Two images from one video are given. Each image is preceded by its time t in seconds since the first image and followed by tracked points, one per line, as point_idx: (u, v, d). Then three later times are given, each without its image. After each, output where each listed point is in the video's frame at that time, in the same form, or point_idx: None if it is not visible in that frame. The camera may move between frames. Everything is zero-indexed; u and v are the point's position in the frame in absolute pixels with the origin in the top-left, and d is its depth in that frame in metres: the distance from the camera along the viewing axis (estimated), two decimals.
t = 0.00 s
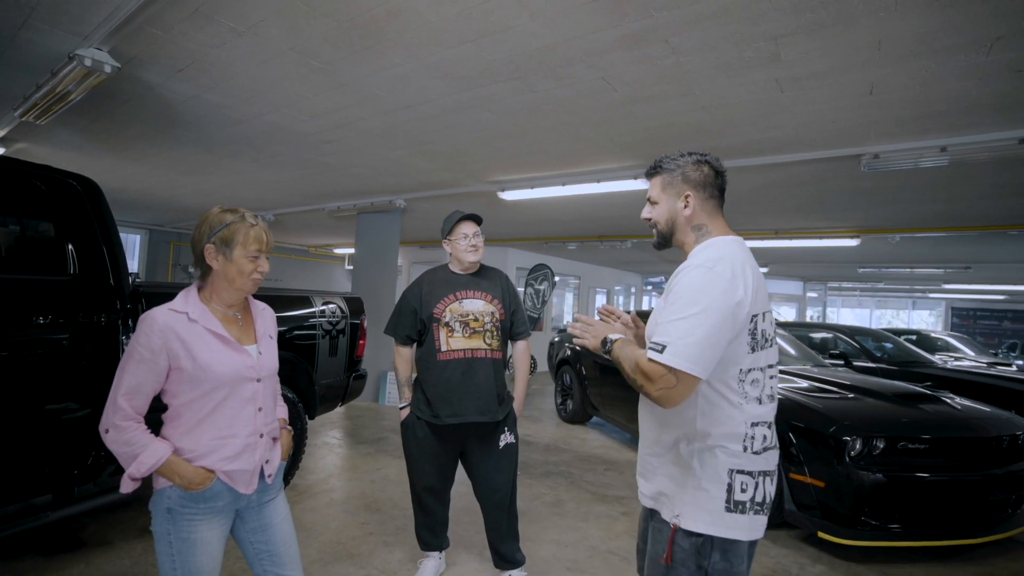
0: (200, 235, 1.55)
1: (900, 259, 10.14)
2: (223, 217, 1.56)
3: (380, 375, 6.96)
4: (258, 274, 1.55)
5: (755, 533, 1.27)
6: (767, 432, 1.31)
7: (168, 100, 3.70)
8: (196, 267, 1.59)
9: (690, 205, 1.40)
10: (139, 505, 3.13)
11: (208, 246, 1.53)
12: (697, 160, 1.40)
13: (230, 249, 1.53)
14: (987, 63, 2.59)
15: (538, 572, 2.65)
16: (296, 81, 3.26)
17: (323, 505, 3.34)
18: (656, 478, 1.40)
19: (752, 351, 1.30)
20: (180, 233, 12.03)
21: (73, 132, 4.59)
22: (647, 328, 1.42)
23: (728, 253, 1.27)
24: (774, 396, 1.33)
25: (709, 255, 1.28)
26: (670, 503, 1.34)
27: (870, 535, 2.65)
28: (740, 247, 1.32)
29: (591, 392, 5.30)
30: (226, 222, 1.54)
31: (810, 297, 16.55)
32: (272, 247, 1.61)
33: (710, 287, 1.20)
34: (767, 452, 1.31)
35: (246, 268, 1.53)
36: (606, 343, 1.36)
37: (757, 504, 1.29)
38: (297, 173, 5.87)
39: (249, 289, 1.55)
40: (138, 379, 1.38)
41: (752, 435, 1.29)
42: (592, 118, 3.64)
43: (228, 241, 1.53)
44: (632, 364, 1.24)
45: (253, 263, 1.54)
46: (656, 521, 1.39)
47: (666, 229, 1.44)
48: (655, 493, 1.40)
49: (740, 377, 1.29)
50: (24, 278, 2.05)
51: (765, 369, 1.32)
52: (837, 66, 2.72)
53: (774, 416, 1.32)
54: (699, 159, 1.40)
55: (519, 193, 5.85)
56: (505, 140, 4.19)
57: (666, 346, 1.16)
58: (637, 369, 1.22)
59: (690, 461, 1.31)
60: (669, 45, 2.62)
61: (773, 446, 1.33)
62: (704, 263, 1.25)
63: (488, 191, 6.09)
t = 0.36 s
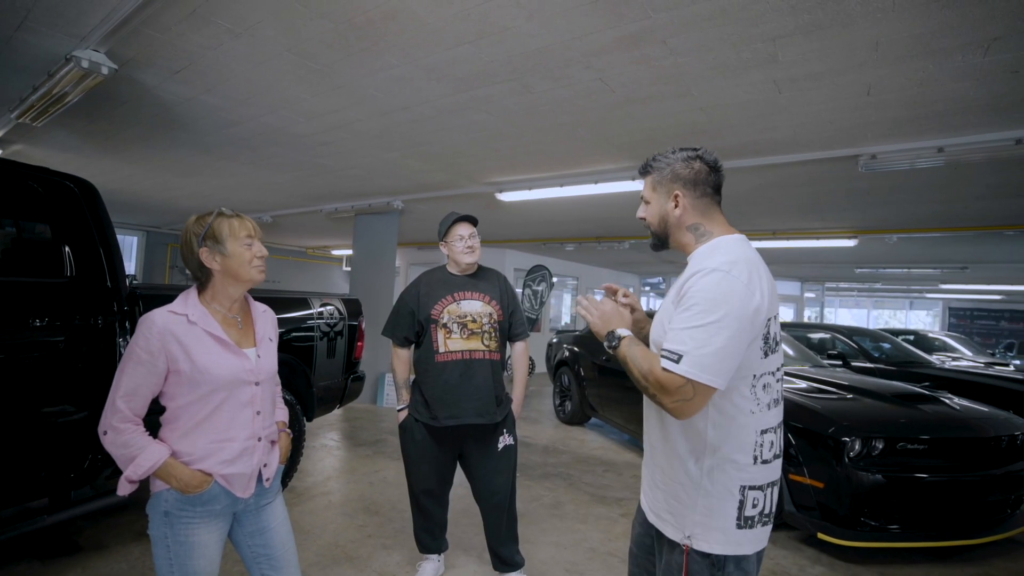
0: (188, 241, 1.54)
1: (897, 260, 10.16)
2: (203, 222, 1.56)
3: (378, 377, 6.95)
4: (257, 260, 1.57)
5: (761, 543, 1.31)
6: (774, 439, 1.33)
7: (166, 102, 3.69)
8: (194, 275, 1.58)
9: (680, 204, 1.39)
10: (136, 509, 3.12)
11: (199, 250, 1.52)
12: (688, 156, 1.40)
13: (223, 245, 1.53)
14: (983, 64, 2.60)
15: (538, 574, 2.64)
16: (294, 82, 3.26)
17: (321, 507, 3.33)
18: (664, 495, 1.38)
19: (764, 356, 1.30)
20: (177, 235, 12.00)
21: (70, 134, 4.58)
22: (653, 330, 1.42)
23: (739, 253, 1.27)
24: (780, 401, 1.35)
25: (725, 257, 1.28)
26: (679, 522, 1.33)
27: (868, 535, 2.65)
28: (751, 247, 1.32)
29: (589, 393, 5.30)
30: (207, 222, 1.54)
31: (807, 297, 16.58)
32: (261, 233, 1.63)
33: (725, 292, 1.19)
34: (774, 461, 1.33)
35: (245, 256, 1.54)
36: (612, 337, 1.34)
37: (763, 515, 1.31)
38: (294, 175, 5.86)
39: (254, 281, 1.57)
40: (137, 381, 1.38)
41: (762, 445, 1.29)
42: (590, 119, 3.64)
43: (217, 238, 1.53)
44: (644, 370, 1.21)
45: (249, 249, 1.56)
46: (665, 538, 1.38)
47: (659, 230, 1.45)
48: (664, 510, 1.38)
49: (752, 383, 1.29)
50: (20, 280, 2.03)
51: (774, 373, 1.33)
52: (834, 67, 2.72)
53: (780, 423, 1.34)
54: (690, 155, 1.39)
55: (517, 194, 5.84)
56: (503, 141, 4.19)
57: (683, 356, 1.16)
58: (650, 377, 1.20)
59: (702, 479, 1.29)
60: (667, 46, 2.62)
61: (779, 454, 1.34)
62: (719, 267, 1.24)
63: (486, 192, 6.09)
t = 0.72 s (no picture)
0: (182, 248, 1.53)
1: (898, 260, 10.15)
2: (194, 227, 1.54)
3: (378, 378, 6.94)
4: (254, 258, 1.57)
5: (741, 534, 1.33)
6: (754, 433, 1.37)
7: (166, 104, 3.69)
8: (190, 280, 1.55)
9: (670, 203, 1.40)
10: (135, 512, 3.11)
11: (199, 255, 1.51)
12: (680, 158, 1.40)
13: (219, 247, 1.52)
14: (984, 63, 2.59)
15: None
16: (293, 84, 3.25)
17: (322, 510, 3.32)
18: (650, 491, 1.36)
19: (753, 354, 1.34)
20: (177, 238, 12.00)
21: (70, 137, 4.58)
22: (643, 325, 1.40)
23: (734, 254, 1.29)
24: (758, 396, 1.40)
25: (722, 258, 1.29)
26: (668, 518, 1.31)
27: (871, 537, 2.63)
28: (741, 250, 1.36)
29: (589, 394, 5.29)
30: (200, 227, 1.53)
31: (807, 298, 16.58)
32: (253, 233, 1.63)
33: (731, 292, 1.20)
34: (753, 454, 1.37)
35: (243, 256, 1.54)
36: (608, 347, 1.31)
37: (744, 507, 1.34)
38: (294, 177, 5.86)
39: (254, 280, 1.57)
40: (136, 382, 1.36)
41: (746, 438, 1.33)
42: (590, 120, 3.64)
43: (212, 241, 1.52)
44: (654, 375, 1.19)
45: (246, 249, 1.56)
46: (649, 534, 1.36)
47: (648, 228, 1.46)
48: (649, 506, 1.35)
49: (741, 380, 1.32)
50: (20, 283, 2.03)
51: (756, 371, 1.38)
52: (834, 67, 2.72)
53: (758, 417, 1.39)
54: (682, 157, 1.40)
55: (517, 195, 5.84)
56: (503, 142, 4.19)
57: (698, 356, 1.15)
58: (664, 379, 1.18)
59: (693, 474, 1.29)
60: (667, 47, 2.62)
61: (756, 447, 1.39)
62: (721, 268, 1.24)
63: (486, 193, 6.09)
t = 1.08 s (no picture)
0: (189, 246, 1.52)
1: (908, 258, 10.04)
2: (202, 227, 1.53)
3: (385, 378, 6.96)
4: (263, 260, 1.59)
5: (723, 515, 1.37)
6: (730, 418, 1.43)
7: (173, 106, 3.71)
8: (195, 278, 1.55)
9: (665, 203, 1.48)
10: (143, 511, 3.12)
11: (204, 256, 1.51)
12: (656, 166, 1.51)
13: (227, 250, 1.52)
14: (997, 58, 2.55)
15: None
16: (299, 84, 3.26)
17: (329, 509, 3.32)
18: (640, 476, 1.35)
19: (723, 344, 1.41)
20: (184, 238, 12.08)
21: (78, 138, 4.61)
22: (630, 319, 1.41)
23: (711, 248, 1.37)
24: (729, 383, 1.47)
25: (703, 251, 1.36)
26: (660, 503, 1.30)
27: (881, 538, 2.60)
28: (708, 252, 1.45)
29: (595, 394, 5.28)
30: (209, 227, 1.52)
31: (815, 297, 16.46)
32: (260, 235, 1.63)
33: (718, 284, 1.26)
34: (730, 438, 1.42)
35: (250, 260, 1.55)
36: (593, 354, 1.20)
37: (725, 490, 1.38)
38: (300, 177, 5.88)
39: (259, 282, 1.58)
40: (144, 381, 1.36)
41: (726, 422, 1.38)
42: (595, 119, 3.62)
43: (221, 244, 1.51)
44: (660, 368, 1.15)
45: (253, 252, 1.56)
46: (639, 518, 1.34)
47: (649, 229, 1.45)
48: (641, 491, 1.34)
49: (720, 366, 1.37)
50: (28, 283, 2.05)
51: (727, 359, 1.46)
52: (844, 63, 2.69)
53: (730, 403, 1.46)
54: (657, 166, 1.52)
55: (522, 195, 5.84)
56: (508, 141, 4.18)
57: (704, 341, 1.17)
58: (673, 369, 1.15)
59: (683, 455, 1.30)
60: (673, 44, 2.60)
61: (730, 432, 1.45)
62: (705, 262, 1.30)
63: (491, 193, 6.09)
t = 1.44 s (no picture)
0: (196, 247, 1.52)
1: (920, 257, 9.92)
2: (209, 227, 1.54)
3: (392, 378, 6.98)
4: (270, 260, 1.58)
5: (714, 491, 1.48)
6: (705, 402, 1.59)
7: (181, 108, 3.74)
8: (203, 278, 1.55)
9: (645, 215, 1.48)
10: (153, 510, 3.14)
11: (211, 258, 1.51)
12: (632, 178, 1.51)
13: (234, 251, 1.52)
14: (1011, 51, 2.51)
15: None
16: (306, 85, 3.27)
17: (336, 509, 3.33)
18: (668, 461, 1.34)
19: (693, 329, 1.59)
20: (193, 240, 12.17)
21: (88, 141, 4.66)
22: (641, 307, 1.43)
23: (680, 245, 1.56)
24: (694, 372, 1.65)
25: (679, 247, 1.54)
26: (695, 484, 1.32)
27: (892, 539, 2.57)
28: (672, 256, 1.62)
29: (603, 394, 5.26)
30: (216, 229, 1.53)
31: (825, 296, 16.31)
32: (265, 235, 1.62)
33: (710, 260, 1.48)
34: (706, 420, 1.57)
35: (257, 260, 1.54)
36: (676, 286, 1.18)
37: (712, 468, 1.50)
38: (307, 178, 5.91)
39: (266, 282, 1.57)
40: (154, 382, 1.37)
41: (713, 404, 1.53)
42: (602, 118, 3.61)
43: (228, 245, 1.52)
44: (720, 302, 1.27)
45: (259, 253, 1.56)
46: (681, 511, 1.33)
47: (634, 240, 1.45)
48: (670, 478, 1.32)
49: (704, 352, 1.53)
50: (39, 285, 2.04)
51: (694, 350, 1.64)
52: (854, 58, 2.65)
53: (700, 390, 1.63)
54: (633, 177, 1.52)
55: (529, 194, 5.82)
56: (515, 141, 4.17)
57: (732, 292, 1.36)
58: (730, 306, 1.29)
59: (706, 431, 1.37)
60: (681, 41, 2.58)
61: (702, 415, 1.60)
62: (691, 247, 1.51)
63: (498, 193, 6.08)
